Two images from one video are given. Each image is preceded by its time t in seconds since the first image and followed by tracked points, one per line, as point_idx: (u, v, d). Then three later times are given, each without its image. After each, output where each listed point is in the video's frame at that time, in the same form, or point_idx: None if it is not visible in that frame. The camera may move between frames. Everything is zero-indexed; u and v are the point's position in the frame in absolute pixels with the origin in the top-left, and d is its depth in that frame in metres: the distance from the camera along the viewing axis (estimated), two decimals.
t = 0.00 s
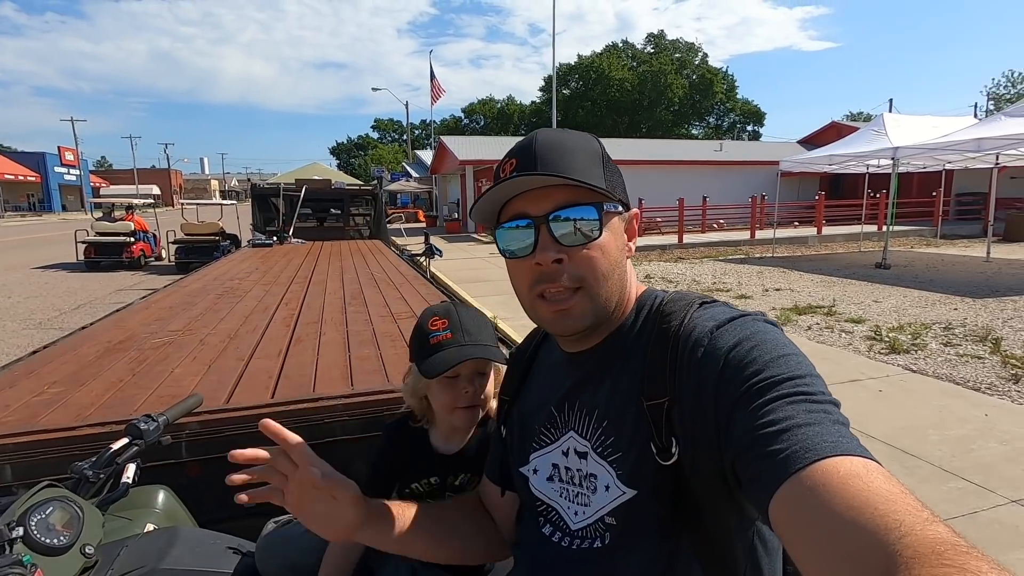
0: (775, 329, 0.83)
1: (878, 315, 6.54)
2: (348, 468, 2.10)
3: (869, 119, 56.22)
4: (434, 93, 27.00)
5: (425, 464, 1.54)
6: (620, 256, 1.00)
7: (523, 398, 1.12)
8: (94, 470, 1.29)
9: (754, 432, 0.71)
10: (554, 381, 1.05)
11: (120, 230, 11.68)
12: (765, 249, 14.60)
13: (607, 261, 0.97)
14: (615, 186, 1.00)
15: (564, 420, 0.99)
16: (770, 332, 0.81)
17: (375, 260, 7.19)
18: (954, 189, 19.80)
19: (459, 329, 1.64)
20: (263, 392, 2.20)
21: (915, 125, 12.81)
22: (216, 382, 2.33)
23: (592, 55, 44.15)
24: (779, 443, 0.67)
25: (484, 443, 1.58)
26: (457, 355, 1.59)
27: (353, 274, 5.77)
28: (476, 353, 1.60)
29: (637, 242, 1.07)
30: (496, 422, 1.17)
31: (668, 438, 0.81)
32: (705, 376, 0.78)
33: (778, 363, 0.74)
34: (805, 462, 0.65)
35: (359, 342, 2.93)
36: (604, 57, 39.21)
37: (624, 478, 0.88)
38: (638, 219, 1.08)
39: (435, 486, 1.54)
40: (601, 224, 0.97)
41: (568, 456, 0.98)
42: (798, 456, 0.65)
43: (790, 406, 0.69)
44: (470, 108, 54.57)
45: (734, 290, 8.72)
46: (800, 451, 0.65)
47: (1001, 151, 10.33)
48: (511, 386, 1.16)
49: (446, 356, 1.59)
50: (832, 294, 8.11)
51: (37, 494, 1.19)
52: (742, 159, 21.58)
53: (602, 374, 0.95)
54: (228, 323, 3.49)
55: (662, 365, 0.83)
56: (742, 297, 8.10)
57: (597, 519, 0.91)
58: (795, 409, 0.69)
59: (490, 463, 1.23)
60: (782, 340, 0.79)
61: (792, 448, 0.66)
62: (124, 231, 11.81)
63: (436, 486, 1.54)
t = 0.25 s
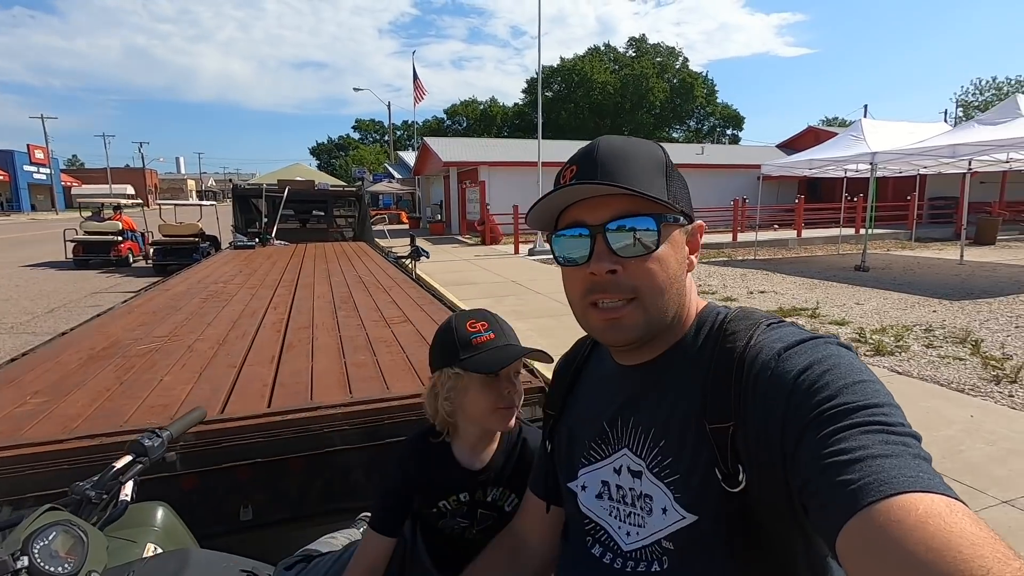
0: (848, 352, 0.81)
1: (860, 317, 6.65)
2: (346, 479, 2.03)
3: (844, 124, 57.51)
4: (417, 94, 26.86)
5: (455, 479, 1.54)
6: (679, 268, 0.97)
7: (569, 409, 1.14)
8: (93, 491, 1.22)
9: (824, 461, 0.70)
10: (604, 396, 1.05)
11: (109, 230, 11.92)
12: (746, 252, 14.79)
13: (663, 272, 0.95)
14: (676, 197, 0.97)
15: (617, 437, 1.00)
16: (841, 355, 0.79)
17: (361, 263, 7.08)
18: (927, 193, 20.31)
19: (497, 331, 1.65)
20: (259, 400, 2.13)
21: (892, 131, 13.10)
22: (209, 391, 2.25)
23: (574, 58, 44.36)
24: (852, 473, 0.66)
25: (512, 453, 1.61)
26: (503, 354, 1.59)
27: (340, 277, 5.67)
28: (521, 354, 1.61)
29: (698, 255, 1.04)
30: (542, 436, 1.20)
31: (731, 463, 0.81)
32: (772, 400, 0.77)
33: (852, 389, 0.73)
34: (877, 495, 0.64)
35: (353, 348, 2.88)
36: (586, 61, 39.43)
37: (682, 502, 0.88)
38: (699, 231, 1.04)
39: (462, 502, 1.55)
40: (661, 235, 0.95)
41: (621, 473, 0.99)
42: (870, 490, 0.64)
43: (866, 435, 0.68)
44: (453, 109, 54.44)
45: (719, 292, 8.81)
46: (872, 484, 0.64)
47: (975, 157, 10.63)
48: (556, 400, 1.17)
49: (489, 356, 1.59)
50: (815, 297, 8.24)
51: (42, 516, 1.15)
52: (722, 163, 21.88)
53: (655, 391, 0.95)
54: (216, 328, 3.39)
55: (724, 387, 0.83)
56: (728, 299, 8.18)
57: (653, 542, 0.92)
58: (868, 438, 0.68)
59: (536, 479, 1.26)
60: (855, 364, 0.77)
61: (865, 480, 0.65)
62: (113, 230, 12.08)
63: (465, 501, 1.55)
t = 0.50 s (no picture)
0: (986, 386, 0.76)
1: (847, 318, 6.73)
2: (353, 492, 1.96)
3: (821, 127, 58.60)
4: (400, 93, 26.65)
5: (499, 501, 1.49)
6: (776, 282, 0.93)
7: (647, 432, 1.14)
8: (108, 522, 1.13)
9: (955, 508, 0.67)
10: (691, 421, 1.04)
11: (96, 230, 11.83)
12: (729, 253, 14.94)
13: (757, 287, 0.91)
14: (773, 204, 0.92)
15: (709, 465, 0.99)
16: (976, 388, 0.75)
17: (349, 266, 6.95)
18: (902, 195, 20.76)
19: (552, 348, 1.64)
20: (259, 413, 2.04)
21: (870, 134, 13.36)
22: (206, 402, 2.15)
23: (557, 59, 44.48)
24: (994, 524, 0.63)
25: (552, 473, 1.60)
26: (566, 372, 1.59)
27: (329, 281, 5.54)
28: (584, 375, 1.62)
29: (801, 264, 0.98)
30: (616, 458, 1.20)
31: (847, 504, 0.78)
32: (896, 437, 0.74)
33: (991, 429, 0.69)
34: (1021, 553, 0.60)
35: (352, 356, 2.79)
36: (568, 62, 39.58)
37: (792, 544, 0.85)
38: (803, 239, 0.98)
39: (501, 524, 1.52)
40: (756, 247, 0.90)
41: (711, 503, 0.98)
42: (1014, 544, 0.60)
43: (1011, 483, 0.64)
44: (435, 110, 54.22)
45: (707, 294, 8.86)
46: (1017, 539, 0.60)
47: (952, 160, 10.87)
48: (632, 421, 1.18)
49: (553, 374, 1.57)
50: (801, 298, 8.33)
51: (55, 537, 1.10)
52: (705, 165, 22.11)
53: (751, 419, 0.93)
54: (205, 335, 3.26)
55: (836, 420, 0.80)
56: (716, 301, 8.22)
57: None
58: (1011, 486, 0.64)
59: (602, 496, 1.26)
60: (992, 400, 0.73)
61: (1009, 533, 0.61)
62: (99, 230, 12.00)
63: (505, 523, 1.52)
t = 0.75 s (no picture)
0: None
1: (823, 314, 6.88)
2: (349, 500, 1.89)
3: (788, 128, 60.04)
4: (374, 92, 26.33)
5: (504, 505, 1.53)
6: (840, 276, 0.91)
7: (706, 430, 1.13)
8: (108, 546, 1.04)
9: None
10: (756, 424, 1.04)
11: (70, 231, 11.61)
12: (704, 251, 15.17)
13: (818, 285, 0.91)
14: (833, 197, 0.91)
15: (777, 471, 0.99)
16: None
17: (327, 267, 6.81)
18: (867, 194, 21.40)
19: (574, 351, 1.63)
20: (248, 420, 1.95)
21: (839, 134, 13.72)
22: (190, 411, 2.05)
23: (531, 59, 44.59)
24: None
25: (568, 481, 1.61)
26: (580, 377, 1.58)
27: (309, 282, 5.41)
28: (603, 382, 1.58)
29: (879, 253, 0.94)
30: (676, 457, 1.16)
31: (933, 524, 0.78)
32: (985, 452, 0.74)
33: None
34: None
35: (340, 359, 2.71)
36: (542, 62, 39.71)
37: (871, 563, 0.86)
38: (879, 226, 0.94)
39: (509, 527, 1.55)
40: (809, 242, 0.90)
41: (777, 510, 0.99)
42: None
43: None
44: (409, 109, 53.79)
45: (686, 291, 8.96)
46: None
47: (917, 160, 11.24)
48: (689, 416, 1.15)
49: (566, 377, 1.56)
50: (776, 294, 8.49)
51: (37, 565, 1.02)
52: (678, 165, 22.41)
53: (824, 425, 0.94)
54: (183, 340, 3.13)
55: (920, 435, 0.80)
56: (696, 298, 8.32)
57: None
58: None
59: (651, 492, 1.22)
60: None
61: None
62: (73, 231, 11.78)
63: (513, 527, 1.55)
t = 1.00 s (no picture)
0: None
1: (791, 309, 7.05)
2: (334, 504, 1.83)
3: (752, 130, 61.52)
4: (341, 93, 25.89)
5: (476, 496, 1.57)
6: (819, 257, 0.99)
7: (727, 415, 1.23)
8: (83, 557, 0.99)
9: None
10: (781, 407, 1.13)
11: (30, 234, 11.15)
12: (674, 250, 15.39)
13: (794, 269, 1.00)
14: (806, 183, 0.98)
15: (798, 452, 1.09)
16: None
17: (297, 269, 6.65)
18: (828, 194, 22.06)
19: (477, 336, 1.60)
20: (225, 425, 1.87)
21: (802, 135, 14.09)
22: (162, 417, 1.96)
23: (500, 61, 44.57)
24: None
25: (540, 473, 1.56)
26: (472, 364, 1.56)
27: (280, 285, 5.27)
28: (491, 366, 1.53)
29: (873, 227, 0.99)
30: (693, 440, 1.28)
31: (963, 500, 0.84)
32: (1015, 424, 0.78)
33: None
34: None
35: (318, 361, 2.64)
36: (511, 64, 39.72)
37: (896, 538, 0.94)
38: (871, 202, 0.99)
39: (488, 520, 1.57)
40: (768, 233, 1.00)
41: (799, 490, 1.09)
42: None
43: None
44: (377, 110, 53.12)
45: (659, 290, 9.07)
46: None
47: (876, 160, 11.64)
48: (706, 399, 1.26)
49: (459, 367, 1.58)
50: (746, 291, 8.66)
51: None
52: (647, 166, 22.70)
53: (855, 405, 1.01)
54: (151, 345, 3.01)
55: (948, 413, 0.86)
56: (669, 296, 8.42)
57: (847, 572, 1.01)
58: None
59: (662, 473, 1.36)
60: None
61: None
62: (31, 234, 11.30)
63: (492, 520, 1.57)
